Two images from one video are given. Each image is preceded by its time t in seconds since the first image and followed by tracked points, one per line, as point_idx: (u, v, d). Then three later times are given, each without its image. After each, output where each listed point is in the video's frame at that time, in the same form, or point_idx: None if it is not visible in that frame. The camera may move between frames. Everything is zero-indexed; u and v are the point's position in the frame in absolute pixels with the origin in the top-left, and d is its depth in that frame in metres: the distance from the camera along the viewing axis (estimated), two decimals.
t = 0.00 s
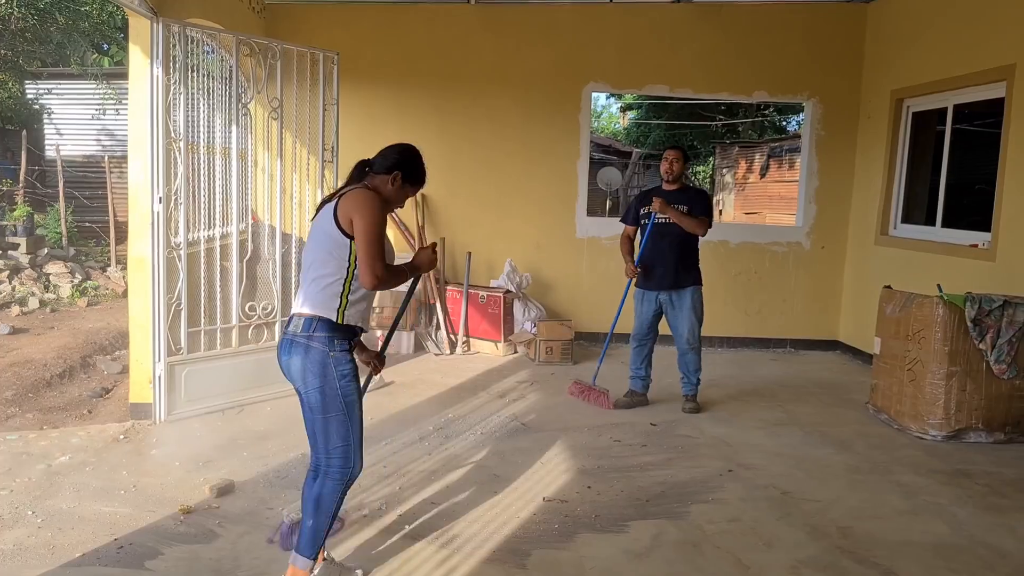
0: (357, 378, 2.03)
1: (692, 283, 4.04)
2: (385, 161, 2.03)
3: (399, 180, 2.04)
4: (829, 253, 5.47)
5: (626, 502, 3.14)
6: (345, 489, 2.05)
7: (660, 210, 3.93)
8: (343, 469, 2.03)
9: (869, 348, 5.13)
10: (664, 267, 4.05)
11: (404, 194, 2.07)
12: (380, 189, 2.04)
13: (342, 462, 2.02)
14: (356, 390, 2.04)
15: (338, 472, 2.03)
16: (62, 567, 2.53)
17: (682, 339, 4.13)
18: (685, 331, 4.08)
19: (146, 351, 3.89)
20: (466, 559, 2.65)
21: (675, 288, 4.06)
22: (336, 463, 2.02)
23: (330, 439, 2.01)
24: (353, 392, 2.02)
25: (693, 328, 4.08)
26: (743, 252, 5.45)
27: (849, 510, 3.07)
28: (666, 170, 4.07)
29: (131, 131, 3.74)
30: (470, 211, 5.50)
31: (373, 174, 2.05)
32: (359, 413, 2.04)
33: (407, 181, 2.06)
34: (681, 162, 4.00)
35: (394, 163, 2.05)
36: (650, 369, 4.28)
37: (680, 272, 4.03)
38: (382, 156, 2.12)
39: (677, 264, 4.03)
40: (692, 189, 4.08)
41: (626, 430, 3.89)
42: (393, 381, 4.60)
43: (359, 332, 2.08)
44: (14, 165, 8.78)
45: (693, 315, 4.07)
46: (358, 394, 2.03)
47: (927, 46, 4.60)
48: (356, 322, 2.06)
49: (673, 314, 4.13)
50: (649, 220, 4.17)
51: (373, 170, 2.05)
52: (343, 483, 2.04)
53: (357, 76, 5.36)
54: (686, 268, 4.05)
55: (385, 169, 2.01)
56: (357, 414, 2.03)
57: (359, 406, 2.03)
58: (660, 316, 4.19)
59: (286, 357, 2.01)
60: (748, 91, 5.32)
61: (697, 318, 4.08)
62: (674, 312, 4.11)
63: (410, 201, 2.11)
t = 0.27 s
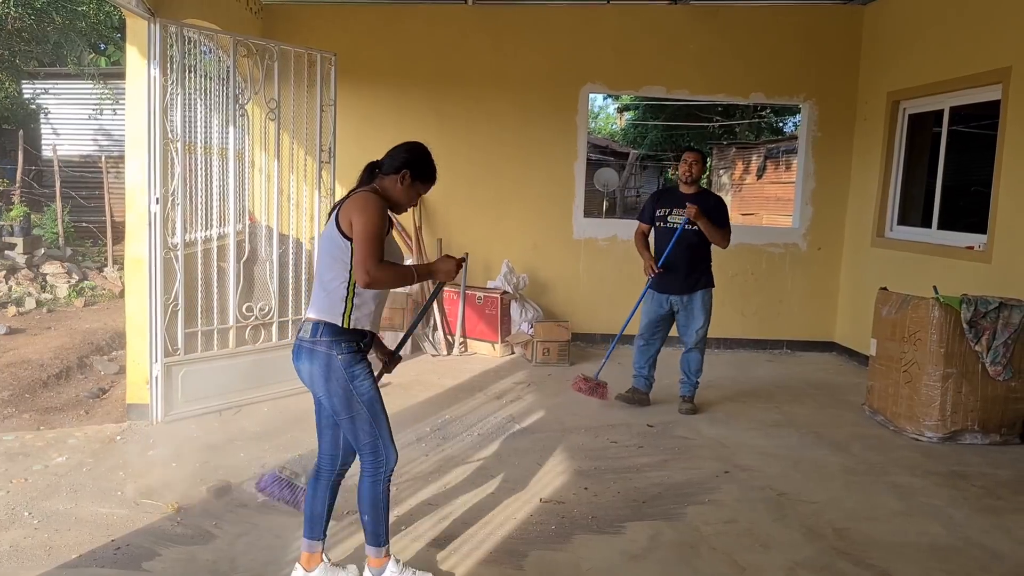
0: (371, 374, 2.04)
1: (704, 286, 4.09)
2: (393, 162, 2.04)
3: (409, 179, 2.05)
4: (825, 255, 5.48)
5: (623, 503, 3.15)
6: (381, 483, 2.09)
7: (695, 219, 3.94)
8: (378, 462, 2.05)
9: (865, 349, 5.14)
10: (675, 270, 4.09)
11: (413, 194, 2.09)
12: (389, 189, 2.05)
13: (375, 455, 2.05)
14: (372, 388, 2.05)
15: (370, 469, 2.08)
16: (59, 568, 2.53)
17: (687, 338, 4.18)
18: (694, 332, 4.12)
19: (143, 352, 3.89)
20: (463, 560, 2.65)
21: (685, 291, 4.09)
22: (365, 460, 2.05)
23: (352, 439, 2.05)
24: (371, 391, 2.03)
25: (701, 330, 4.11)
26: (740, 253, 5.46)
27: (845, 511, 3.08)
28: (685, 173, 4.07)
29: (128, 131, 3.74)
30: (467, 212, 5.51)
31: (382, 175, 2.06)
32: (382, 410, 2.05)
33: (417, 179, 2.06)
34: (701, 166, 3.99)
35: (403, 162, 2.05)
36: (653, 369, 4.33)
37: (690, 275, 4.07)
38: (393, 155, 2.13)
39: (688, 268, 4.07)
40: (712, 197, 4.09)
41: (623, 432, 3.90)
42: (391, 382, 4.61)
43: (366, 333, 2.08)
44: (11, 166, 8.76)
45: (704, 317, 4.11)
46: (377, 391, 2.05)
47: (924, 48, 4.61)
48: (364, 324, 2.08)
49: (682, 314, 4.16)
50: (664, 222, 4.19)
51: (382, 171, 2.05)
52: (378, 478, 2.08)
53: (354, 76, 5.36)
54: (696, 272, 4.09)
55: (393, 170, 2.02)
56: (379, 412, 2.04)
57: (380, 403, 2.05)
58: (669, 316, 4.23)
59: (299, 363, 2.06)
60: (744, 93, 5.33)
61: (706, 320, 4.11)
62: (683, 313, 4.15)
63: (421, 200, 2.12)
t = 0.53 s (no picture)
0: (402, 380, 2.11)
1: (700, 287, 4.12)
2: (406, 161, 2.06)
3: (422, 178, 2.07)
4: (821, 256, 5.49)
5: (618, 504, 3.15)
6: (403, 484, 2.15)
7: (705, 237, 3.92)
8: (402, 466, 2.12)
9: (860, 350, 5.15)
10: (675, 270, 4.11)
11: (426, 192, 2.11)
12: (403, 189, 2.07)
13: (399, 460, 2.11)
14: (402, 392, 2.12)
15: (395, 470, 2.13)
16: (53, 569, 2.53)
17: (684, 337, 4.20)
18: (690, 331, 4.14)
19: (138, 352, 3.89)
20: (458, 561, 2.65)
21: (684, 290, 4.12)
22: (392, 462, 2.11)
23: (382, 442, 2.09)
24: (402, 393, 2.10)
25: (697, 328, 4.14)
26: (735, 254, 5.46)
27: (840, 512, 3.08)
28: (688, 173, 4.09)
29: (124, 131, 3.73)
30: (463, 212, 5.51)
31: (396, 175, 2.09)
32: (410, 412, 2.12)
33: (430, 178, 2.08)
34: (703, 166, 4.02)
35: (416, 161, 2.07)
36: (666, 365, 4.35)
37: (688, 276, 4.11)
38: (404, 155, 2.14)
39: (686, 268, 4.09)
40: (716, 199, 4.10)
41: (618, 432, 3.90)
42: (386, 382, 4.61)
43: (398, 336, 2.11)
44: (6, 165, 8.75)
45: (700, 316, 4.13)
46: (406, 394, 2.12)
47: (920, 48, 4.61)
48: (394, 328, 2.10)
49: (681, 313, 4.18)
50: (667, 220, 4.18)
51: (396, 171, 2.08)
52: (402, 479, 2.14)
53: (350, 76, 5.35)
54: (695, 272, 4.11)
55: (407, 170, 2.04)
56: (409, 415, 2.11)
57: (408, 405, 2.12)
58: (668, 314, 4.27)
59: (329, 368, 2.06)
60: (740, 94, 5.33)
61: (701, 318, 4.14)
62: (682, 312, 4.17)
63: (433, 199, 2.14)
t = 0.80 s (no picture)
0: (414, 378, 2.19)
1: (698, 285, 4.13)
2: (422, 162, 2.14)
3: (438, 178, 2.15)
4: (813, 256, 5.50)
5: (609, 502, 3.15)
6: (401, 482, 2.22)
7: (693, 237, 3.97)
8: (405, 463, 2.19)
9: (852, 350, 5.16)
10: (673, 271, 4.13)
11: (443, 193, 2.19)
12: (419, 189, 2.16)
13: (404, 457, 2.18)
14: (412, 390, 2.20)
15: (395, 468, 2.19)
16: (41, 566, 2.52)
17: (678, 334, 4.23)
18: (683, 327, 4.18)
19: (129, 350, 3.88)
20: (448, 559, 2.65)
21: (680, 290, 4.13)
22: (395, 460, 2.17)
23: (390, 438, 2.15)
24: (413, 393, 2.18)
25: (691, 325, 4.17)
26: (728, 254, 5.47)
27: (830, 511, 3.09)
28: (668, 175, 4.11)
29: (115, 128, 3.72)
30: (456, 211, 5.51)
31: (412, 175, 2.17)
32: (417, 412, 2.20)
33: (446, 179, 2.16)
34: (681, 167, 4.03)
35: (431, 162, 2.16)
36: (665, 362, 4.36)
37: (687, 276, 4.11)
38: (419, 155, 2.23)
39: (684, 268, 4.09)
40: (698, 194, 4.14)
41: (610, 431, 3.90)
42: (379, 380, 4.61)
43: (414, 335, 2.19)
44: None
45: (694, 314, 4.15)
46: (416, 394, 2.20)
47: (911, 49, 4.62)
48: (411, 327, 2.17)
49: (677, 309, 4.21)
50: (656, 228, 4.21)
51: (412, 171, 2.16)
52: (401, 477, 2.21)
53: (343, 74, 5.35)
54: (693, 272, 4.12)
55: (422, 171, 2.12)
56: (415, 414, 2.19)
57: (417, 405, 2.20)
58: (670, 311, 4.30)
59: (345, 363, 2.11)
60: (733, 93, 5.34)
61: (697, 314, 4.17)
62: (679, 309, 4.21)
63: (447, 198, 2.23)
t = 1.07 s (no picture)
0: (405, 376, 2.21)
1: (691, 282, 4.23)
2: (421, 160, 2.14)
3: (436, 177, 2.15)
4: (797, 256, 5.52)
5: (593, 502, 3.15)
6: (388, 479, 2.25)
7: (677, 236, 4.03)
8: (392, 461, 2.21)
9: (834, 350, 5.19)
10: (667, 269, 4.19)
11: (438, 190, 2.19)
12: (418, 187, 2.16)
13: (391, 454, 2.20)
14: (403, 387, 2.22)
15: (383, 465, 2.21)
16: (20, 567, 2.49)
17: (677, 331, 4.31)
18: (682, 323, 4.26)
19: (112, 348, 3.85)
20: (431, 559, 2.64)
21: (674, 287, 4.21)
22: (383, 457, 2.20)
23: (378, 435, 2.17)
24: (403, 392, 2.21)
25: (688, 320, 4.26)
26: (712, 254, 5.48)
27: (812, 510, 3.10)
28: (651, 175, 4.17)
29: (98, 126, 3.71)
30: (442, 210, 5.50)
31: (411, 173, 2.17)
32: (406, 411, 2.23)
33: (445, 177, 2.17)
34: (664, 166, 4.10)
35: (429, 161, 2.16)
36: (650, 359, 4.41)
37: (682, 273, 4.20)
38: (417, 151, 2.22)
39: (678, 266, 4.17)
40: (679, 189, 4.22)
41: (594, 430, 3.91)
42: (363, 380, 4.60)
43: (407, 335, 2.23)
44: None
45: (691, 309, 4.24)
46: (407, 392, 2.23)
47: (894, 51, 4.65)
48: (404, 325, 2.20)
49: (673, 306, 4.29)
50: (644, 228, 4.25)
51: (411, 169, 2.16)
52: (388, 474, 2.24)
53: (328, 73, 5.33)
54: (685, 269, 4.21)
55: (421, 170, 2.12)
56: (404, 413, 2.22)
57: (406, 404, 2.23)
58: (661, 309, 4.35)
59: (338, 359, 2.14)
60: (718, 94, 5.35)
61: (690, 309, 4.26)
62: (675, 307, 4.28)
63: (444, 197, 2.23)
